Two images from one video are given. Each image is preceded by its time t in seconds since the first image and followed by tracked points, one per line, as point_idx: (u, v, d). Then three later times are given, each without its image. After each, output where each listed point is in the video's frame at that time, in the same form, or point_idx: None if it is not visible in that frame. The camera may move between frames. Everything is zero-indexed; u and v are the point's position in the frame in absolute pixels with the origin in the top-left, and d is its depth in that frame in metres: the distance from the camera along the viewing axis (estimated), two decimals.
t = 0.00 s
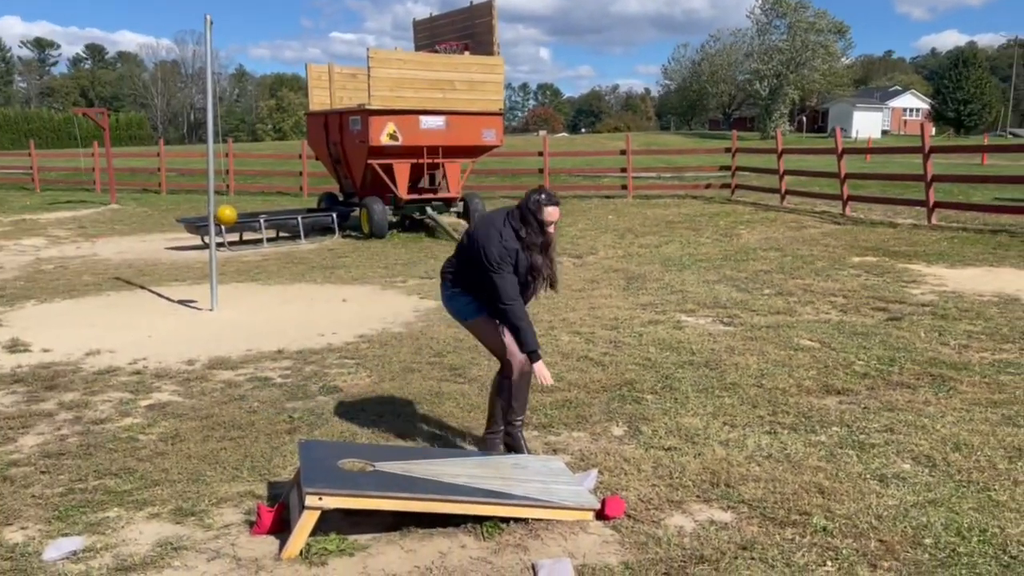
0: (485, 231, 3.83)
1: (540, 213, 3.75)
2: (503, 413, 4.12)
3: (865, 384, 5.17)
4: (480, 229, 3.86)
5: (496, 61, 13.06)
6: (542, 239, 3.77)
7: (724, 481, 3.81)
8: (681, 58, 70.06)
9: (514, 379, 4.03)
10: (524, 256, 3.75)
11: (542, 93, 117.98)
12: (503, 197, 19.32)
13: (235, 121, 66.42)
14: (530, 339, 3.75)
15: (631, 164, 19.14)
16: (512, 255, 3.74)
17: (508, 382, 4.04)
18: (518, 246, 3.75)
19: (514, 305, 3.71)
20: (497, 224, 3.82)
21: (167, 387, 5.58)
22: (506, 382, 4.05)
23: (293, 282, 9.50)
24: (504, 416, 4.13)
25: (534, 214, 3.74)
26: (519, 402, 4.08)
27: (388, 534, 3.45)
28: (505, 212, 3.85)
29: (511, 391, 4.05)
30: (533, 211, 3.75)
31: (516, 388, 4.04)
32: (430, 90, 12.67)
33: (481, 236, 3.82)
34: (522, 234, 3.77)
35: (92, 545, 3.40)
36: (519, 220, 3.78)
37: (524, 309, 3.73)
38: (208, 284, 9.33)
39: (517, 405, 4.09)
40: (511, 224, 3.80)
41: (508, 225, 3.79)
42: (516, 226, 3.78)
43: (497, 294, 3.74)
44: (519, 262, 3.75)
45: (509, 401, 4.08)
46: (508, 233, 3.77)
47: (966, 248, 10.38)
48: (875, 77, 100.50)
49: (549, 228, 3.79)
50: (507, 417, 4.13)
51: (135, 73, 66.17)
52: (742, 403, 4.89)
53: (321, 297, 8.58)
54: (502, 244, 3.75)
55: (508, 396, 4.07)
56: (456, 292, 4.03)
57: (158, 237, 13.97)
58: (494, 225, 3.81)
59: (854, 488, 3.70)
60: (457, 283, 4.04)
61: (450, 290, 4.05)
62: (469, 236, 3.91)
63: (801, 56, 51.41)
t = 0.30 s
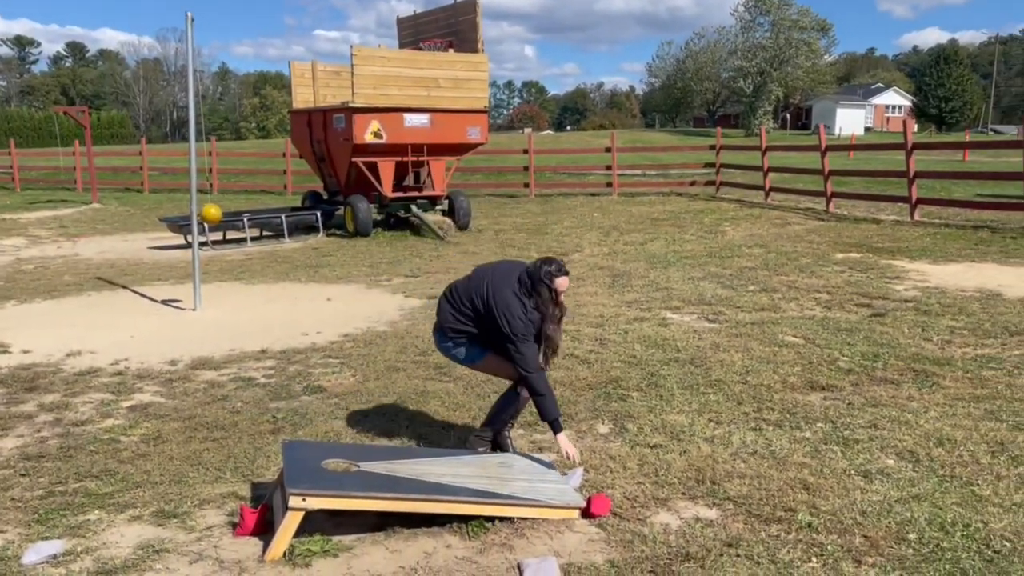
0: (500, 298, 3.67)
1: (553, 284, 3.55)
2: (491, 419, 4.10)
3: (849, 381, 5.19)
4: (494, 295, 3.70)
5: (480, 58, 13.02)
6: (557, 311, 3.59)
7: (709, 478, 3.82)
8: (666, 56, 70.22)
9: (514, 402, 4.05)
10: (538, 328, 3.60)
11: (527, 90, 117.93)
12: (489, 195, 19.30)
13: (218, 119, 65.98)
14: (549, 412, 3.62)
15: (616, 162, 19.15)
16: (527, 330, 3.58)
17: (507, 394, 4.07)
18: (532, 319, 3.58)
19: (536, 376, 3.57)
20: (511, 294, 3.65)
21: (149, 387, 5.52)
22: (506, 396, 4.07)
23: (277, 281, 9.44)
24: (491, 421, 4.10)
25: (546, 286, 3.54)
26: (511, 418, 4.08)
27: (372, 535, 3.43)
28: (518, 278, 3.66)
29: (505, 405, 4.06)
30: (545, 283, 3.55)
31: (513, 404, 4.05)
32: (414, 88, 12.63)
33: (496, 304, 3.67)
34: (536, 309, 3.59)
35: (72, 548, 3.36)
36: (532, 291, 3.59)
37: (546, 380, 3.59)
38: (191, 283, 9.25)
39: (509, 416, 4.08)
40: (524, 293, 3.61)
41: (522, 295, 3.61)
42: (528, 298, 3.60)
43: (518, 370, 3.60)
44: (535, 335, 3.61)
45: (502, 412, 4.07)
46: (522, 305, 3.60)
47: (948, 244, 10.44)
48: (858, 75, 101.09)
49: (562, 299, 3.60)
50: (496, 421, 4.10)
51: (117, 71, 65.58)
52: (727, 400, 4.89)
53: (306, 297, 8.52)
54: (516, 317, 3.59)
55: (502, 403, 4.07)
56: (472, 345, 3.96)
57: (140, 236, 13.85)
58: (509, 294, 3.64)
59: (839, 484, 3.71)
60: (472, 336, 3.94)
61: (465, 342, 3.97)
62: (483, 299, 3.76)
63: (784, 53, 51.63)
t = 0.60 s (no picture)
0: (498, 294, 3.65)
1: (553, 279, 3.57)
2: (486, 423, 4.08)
3: (842, 381, 5.19)
4: (493, 291, 3.68)
5: (473, 60, 13.02)
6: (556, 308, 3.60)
7: (702, 480, 3.81)
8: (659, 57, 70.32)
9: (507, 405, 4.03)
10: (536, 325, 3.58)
11: (520, 91, 117.97)
12: (482, 197, 19.29)
13: (211, 120, 65.80)
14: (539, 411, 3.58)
15: (609, 163, 19.16)
16: (525, 328, 3.56)
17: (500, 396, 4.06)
18: (531, 317, 3.57)
19: (529, 375, 3.53)
20: (509, 292, 3.62)
21: (141, 390, 5.49)
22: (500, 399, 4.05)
23: (269, 283, 9.41)
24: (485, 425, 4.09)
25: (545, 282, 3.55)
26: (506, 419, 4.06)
27: (365, 539, 3.41)
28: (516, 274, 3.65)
29: (500, 409, 4.04)
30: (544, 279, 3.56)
31: (505, 407, 4.03)
32: (407, 89, 12.70)
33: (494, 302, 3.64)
34: (534, 303, 3.58)
35: (62, 552, 3.33)
36: (531, 289, 3.58)
37: (537, 379, 3.56)
38: (182, 285, 9.21)
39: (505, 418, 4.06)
40: (522, 291, 3.60)
41: (520, 292, 3.60)
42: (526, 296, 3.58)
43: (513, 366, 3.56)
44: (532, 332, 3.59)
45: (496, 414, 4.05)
46: (521, 305, 3.57)
47: (940, 245, 10.47)
48: (849, 75, 101.44)
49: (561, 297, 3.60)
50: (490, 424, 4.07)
51: (108, 72, 65.39)
52: (720, 402, 4.89)
53: (298, 298, 8.50)
54: (513, 313, 3.56)
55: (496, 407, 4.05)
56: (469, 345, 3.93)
57: (132, 238, 13.79)
58: (507, 291, 3.62)
59: (832, 486, 3.71)
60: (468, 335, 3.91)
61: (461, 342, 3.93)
62: (482, 296, 3.73)
63: (777, 55, 51.77)
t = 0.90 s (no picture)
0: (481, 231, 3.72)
1: (534, 204, 3.74)
2: (481, 426, 4.05)
3: (843, 386, 5.18)
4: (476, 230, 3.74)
5: (474, 65, 13.02)
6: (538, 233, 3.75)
7: (704, 485, 3.80)
8: (659, 61, 70.42)
9: (496, 398, 4.01)
10: (521, 253, 3.69)
11: (521, 96, 118.10)
12: (482, 201, 19.29)
13: (212, 124, 65.87)
14: (528, 325, 3.71)
15: (610, 167, 19.17)
16: (512, 256, 3.66)
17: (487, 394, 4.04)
18: (516, 245, 3.67)
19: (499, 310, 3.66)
20: (490, 226, 3.73)
21: (141, 396, 5.48)
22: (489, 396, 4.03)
23: (270, 288, 9.40)
24: (481, 429, 4.06)
25: (525, 207, 3.72)
26: (501, 417, 4.04)
27: (365, 545, 3.39)
28: (495, 209, 3.78)
29: (492, 408, 4.02)
30: (525, 204, 3.72)
31: (495, 406, 4.02)
32: (408, 94, 12.68)
33: (477, 240, 3.71)
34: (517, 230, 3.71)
35: (62, 559, 3.32)
36: (513, 217, 3.72)
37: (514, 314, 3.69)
38: (183, 290, 9.21)
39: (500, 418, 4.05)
40: (503, 222, 3.72)
41: (502, 224, 3.71)
42: (508, 224, 3.71)
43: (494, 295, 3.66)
44: (518, 261, 3.68)
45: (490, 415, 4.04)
46: (504, 234, 3.68)
47: (941, 249, 10.46)
48: (850, 80, 101.57)
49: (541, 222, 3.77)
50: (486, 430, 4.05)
51: (110, 77, 65.50)
52: (722, 407, 4.88)
53: (299, 303, 8.49)
54: (498, 244, 3.65)
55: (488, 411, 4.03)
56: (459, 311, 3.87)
57: (133, 243, 13.79)
58: (490, 227, 3.71)
59: (834, 491, 3.70)
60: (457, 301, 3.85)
61: (449, 309, 3.87)
62: (464, 238, 3.78)
63: (777, 59, 51.83)
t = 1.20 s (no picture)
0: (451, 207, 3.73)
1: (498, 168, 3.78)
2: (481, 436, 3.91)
3: (852, 394, 5.15)
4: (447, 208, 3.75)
5: (480, 72, 13.04)
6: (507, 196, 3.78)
7: (712, 493, 3.78)
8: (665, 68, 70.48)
9: (488, 399, 3.87)
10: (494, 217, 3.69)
11: (526, 101, 118.33)
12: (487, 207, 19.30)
13: (219, 131, 66.14)
14: (513, 285, 3.68)
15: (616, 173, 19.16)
16: (485, 221, 3.66)
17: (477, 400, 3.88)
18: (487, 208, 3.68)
19: (482, 277, 3.62)
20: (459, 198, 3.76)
21: (148, 402, 5.49)
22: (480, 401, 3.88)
23: (277, 294, 9.42)
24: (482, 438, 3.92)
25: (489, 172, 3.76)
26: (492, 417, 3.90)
27: (372, 553, 3.39)
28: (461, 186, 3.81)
29: (482, 411, 3.87)
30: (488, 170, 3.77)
31: (488, 410, 3.88)
32: (415, 101, 12.64)
33: (449, 214, 3.72)
34: (483, 196, 3.73)
35: (69, 566, 3.32)
36: (479, 185, 3.76)
37: (497, 279, 3.64)
38: (190, 297, 9.24)
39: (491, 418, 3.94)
40: (470, 192, 3.76)
41: (470, 195, 3.73)
42: (475, 192, 3.75)
43: (473, 264, 3.62)
44: (492, 226, 3.67)
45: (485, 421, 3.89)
46: (473, 201, 3.70)
47: (949, 255, 10.43)
48: (855, 86, 101.52)
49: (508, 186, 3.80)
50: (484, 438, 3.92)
51: (118, 84, 65.91)
52: (729, 414, 4.86)
53: (305, 310, 8.50)
54: (469, 213, 3.65)
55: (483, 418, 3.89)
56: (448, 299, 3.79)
57: (140, 249, 13.84)
58: (459, 200, 3.72)
59: (843, 500, 3.67)
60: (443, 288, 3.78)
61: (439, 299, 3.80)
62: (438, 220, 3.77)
63: (783, 65, 51.83)
